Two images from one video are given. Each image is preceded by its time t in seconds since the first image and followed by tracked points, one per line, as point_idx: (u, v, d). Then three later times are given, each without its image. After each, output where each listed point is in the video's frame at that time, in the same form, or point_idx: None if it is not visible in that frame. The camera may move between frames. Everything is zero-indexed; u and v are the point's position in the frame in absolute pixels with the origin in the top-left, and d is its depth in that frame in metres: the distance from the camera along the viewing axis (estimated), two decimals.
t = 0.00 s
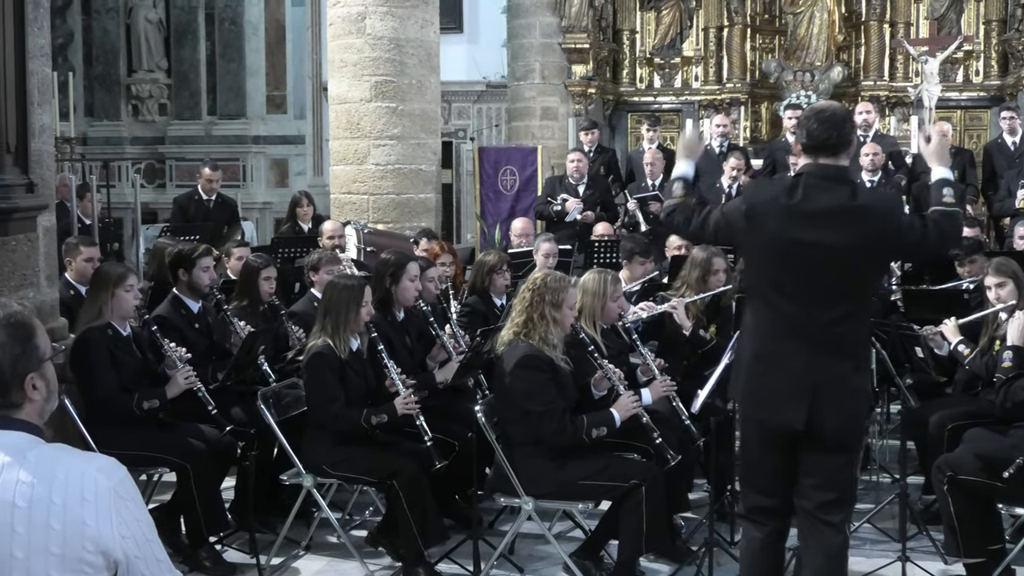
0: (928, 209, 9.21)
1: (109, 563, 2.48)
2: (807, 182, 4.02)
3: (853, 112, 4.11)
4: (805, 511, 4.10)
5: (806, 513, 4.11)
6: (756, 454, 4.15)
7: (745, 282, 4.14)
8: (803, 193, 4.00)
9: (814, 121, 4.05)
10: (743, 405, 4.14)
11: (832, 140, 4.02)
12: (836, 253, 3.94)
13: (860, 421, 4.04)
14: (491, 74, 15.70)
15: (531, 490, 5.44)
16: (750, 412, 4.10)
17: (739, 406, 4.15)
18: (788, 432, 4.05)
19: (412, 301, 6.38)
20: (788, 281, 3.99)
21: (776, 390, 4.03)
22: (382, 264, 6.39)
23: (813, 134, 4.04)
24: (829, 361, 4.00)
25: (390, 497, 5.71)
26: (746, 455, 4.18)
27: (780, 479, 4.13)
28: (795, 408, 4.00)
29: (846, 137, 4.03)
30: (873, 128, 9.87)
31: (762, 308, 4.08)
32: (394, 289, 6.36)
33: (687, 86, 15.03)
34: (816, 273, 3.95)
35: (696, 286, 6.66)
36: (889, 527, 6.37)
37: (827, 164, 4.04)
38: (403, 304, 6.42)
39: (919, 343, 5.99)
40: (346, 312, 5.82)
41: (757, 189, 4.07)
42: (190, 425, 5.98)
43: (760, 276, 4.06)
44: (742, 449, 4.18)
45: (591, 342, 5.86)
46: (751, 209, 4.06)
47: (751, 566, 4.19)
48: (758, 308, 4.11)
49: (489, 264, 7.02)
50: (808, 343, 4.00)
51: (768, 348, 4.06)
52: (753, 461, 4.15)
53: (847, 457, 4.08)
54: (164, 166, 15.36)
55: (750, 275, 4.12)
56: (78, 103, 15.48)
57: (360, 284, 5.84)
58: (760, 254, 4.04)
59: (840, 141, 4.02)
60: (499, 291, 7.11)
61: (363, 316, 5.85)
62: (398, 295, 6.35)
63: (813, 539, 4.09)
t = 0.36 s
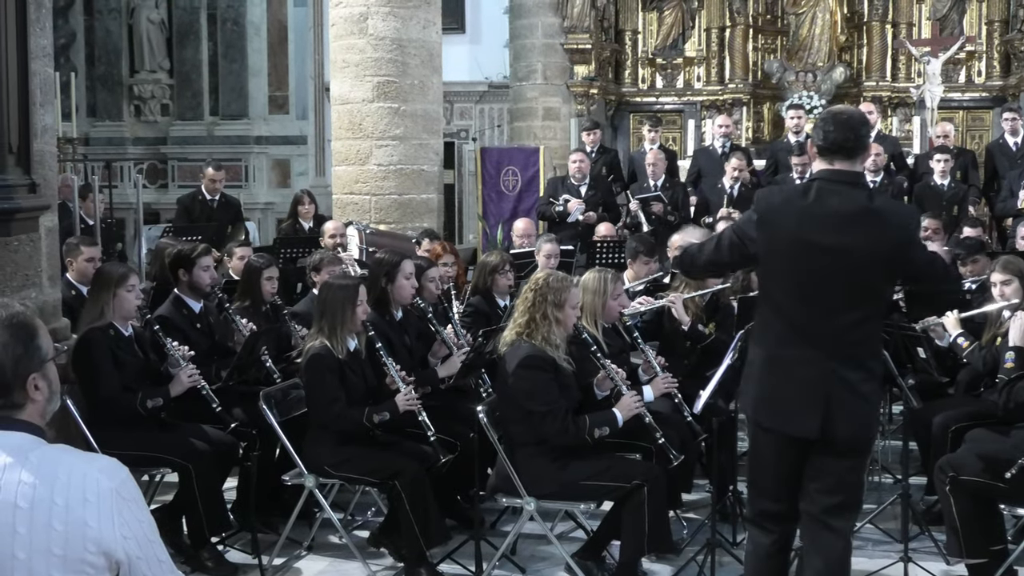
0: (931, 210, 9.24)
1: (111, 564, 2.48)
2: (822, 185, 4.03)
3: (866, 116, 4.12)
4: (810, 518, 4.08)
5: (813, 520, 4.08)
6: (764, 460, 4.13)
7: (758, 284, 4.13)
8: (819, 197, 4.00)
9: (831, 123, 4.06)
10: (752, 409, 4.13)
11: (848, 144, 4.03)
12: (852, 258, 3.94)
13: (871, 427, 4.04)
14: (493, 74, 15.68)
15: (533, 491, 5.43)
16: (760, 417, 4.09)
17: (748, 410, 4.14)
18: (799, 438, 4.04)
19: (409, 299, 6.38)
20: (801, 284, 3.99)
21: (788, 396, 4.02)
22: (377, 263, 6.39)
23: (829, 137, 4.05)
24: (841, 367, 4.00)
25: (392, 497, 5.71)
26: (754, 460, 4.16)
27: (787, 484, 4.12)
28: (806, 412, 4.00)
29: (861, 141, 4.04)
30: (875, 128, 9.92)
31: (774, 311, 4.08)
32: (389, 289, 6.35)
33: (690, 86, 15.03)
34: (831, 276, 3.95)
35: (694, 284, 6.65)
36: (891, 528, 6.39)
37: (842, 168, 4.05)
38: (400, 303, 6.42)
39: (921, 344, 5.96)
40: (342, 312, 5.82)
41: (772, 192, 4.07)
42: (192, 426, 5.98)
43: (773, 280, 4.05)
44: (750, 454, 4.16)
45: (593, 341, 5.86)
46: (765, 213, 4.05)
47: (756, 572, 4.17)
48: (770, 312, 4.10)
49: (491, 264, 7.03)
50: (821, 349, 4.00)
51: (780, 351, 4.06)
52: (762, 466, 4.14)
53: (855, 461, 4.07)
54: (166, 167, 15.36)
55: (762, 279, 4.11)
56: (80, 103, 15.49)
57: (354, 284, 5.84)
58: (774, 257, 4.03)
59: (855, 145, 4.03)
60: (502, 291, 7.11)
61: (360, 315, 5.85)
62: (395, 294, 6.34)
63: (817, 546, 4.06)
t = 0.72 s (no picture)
0: (932, 210, 9.26)
1: (112, 565, 2.47)
2: (831, 182, 4.04)
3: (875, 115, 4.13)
4: (814, 520, 4.07)
5: (817, 522, 4.07)
6: (769, 459, 4.13)
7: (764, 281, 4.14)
8: (828, 194, 4.00)
9: (841, 121, 4.06)
10: (758, 407, 4.13)
11: (858, 142, 4.03)
12: (859, 255, 3.94)
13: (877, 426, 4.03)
14: (495, 74, 15.68)
15: (535, 491, 5.43)
16: (765, 415, 4.09)
17: (753, 409, 4.14)
18: (804, 436, 4.04)
19: (408, 299, 6.37)
20: (808, 280, 3.99)
21: (794, 393, 4.03)
22: (376, 263, 6.39)
23: (837, 135, 4.05)
24: (847, 365, 4.00)
25: (394, 498, 5.70)
26: (759, 459, 4.16)
27: (793, 484, 4.12)
28: (812, 410, 4.00)
29: (870, 138, 4.04)
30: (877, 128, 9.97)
31: (781, 308, 4.08)
32: (388, 289, 6.35)
33: (691, 86, 15.02)
34: (839, 273, 3.95)
35: (691, 283, 6.62)
36: (893, 528, 6.38)
37: (851, 166, 4.06)
38: (399, 303, 6.41)
39: (923, 344, 5.94)
40: (338, 313, 5.82)
41: (781, 188, 4.07)
42: (194, 426, 5.97)
43: (781, 276, 4.05)
44: (755, 453, 4.16)
45: (596, 341, 5.86)
46: (773, 209, 4.06)
47: None
48: (777, 309, 4.10)
49: (495, 266, 7.04)
50: (827, 346, 4.00)
51: (786, 349, 4.06)
52: (767, 465, 4.14)
53: (861, 464, 4.06)
54: (168, 167, 15.37)
55: (769, 275, 4.11)
56: (82, 103, 15.49)
57: (350, 284, 5.82)
58: (781, 253, 4.04)
59: (865, 143, 4.03)
60: (506, 292, 7.11)
61: (355, 315, 5.85)
62: (394, 295, 6.34)
63: (821, 547, 4.06)
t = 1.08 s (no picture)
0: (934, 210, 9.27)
1: (114, 565, 2.47)
2: (841, 182, 4.03)
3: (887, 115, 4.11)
4: (818, 521, 4.07)
5: (821, 524, 4.07)
6: (773, 459, 4.13)
7: (772, 280, 4.13)
8: (838, 194, 3.99)
9: (852, 121, 4.04)
10: (763, 407, 4.13)
11: (868, 142, 4.02)
12: (868, 256, 3.93)
13: (881, 427, 4.04)
14: (496, 75, 15.69)
15: (536, 491, 5.44)
16: (769, 415, 4.09)
17: (758, 408, 4.14)
18: (809, 437, 4.04)
19: (410, 301, 6.38)
20: (816, 280, 3.98)
21: (800, 393, 4.02)
22: (379, 264, 6.39)
23: (848, 134, 4.03)
24: (854, 366, 4.00)
25: (395, 498, 5.70)
26: (762, 459, 4.16)
27: (795, 485, 4.12)
28: (817, 411, 4.00)
29: (881, 139, 4.03)
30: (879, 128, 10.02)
31: (788, 307, 4.08)
32: (391, 290, 6.35)
33: (692, 87, 15.02)
34: (848, 273, 3.94)
35: (690, 285, 6.65)
36: (895, 528, 6.38)
37: (861, 166, 4.05)
38: (402, 304, 6.41)
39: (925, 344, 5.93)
40: (337, 313, 5.81)
41: (790, 186, 4.06)
42: (196, 427, 5.98)
43: (789, 274, 4.05)
44: (758, 453, 4.16)
45: (597, 342, 5.85)
46: (782, 207, 4.05)
47: None
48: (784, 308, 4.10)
49: (497, 266, 7.04)
50: (834, 346, 4.00)
51: (792, 349, 4.06)
52: (770, 464, 4.14)
53: (864, 465, 4.06)
54: (170, 167, 15.38)
55: (777, 274, 4.10)
56: (83, 103, 15.49)
57: (349, 285, 5.81)
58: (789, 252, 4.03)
59: (876, 143, 4.02)
60: (507, 294, 7.11)
61: (353, 315, 5.85)
62: (397, 295, 6.34)
63: (823, 548, 4.06)
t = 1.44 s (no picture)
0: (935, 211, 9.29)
1: (115, 565, 2.47)
2: (847, 185, 4.02)
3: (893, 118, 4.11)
4: (820, 521, 4.07)
5: (821, 524, 4.07)
6: (774, 460, 4.13)
7: (776, 281, 4.12)
8: (844, 197, 3.98)
9: (858, 123, 4.03)
10: (765, 407, 4.12)
11: (875, 145, 4.01)
12: (873, 259, 3.93)
13: (882, 429, 4.04)
14: (497, 75, 15.70)
15: (536, 492, 5.44)
16: (770, 415, 4.09)
17: (759, 408, 4.14)
18: (810, 438, 4.04)
19: (414, 301, 6.38)
20: (820, 283, 3.98)
21: (802, 394, 4.02)
22: (384, 264, 6.40)
23: (854, 137, 4.03)
24: (856, 369, 4.00)
25: (396, 498, 5.70)
26: (763, 459, 4.17)
27: (795, 485, 4.12)
28: (819, 412, 4.00)
29: (888, 142, 4.02)
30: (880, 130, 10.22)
31: (792, 309, 4.07)
32: (395, 290, 6.35)
33: (693, 87, 15.02)
34: (851, 276, 3.94)
35: (691, 286, 6.66)
36: (896, 529, 6.38)
37: (867, 169, 4.04)
38: (406, 304, 6.41)
39: (926, 344, 5.93)
40: (343, 313, 5.80)
41: (796, 189, 4.05)
42: (197, 427, 5.98)
43: (793, 277, 4.04)
44: (760, 454, 4.16)
45: (598, 341, 5.85)
46: (788, 209, 4.04)
47: None
48: (788, 309, 4.09)
49: (498, 266, 7.04)
50: (836, 347, 4.00)
51: (794, 350, 4.06)
52: (770, 465, 4.14)
53: (864, 465, 4.06)
54: (172, 168, 15.39)
55: (780, 275, 4.10)
56: (84, 104, 15.48)
57: (356, 285, 5.80)
58: (792, 254, 4.02)
59: (882, 147, 4.01)
60: (508, 294, 7.12)
61: (360, 316, 5.83)
62: (401, 295, 6.35)
63: (823, 548, 4.06)
